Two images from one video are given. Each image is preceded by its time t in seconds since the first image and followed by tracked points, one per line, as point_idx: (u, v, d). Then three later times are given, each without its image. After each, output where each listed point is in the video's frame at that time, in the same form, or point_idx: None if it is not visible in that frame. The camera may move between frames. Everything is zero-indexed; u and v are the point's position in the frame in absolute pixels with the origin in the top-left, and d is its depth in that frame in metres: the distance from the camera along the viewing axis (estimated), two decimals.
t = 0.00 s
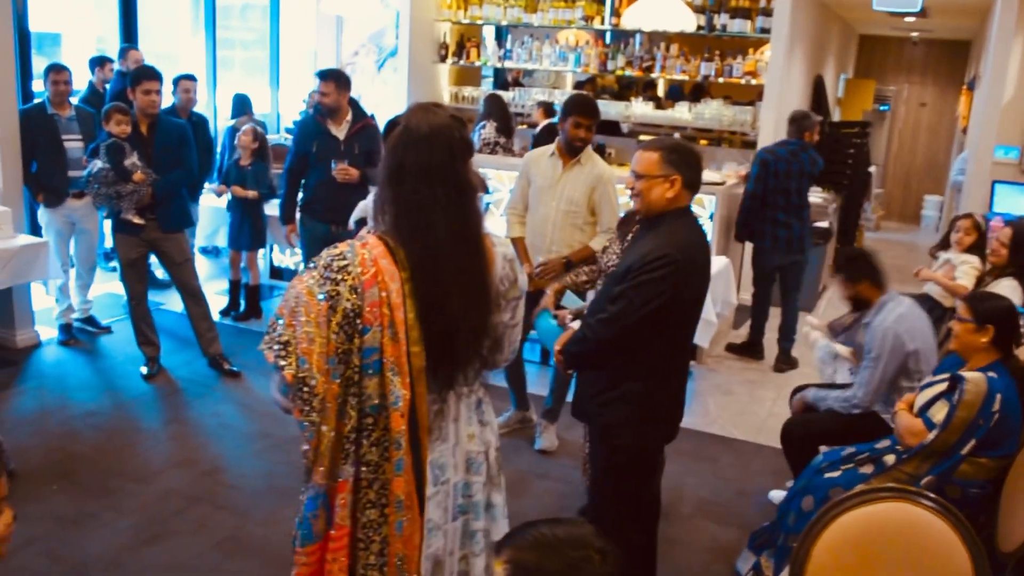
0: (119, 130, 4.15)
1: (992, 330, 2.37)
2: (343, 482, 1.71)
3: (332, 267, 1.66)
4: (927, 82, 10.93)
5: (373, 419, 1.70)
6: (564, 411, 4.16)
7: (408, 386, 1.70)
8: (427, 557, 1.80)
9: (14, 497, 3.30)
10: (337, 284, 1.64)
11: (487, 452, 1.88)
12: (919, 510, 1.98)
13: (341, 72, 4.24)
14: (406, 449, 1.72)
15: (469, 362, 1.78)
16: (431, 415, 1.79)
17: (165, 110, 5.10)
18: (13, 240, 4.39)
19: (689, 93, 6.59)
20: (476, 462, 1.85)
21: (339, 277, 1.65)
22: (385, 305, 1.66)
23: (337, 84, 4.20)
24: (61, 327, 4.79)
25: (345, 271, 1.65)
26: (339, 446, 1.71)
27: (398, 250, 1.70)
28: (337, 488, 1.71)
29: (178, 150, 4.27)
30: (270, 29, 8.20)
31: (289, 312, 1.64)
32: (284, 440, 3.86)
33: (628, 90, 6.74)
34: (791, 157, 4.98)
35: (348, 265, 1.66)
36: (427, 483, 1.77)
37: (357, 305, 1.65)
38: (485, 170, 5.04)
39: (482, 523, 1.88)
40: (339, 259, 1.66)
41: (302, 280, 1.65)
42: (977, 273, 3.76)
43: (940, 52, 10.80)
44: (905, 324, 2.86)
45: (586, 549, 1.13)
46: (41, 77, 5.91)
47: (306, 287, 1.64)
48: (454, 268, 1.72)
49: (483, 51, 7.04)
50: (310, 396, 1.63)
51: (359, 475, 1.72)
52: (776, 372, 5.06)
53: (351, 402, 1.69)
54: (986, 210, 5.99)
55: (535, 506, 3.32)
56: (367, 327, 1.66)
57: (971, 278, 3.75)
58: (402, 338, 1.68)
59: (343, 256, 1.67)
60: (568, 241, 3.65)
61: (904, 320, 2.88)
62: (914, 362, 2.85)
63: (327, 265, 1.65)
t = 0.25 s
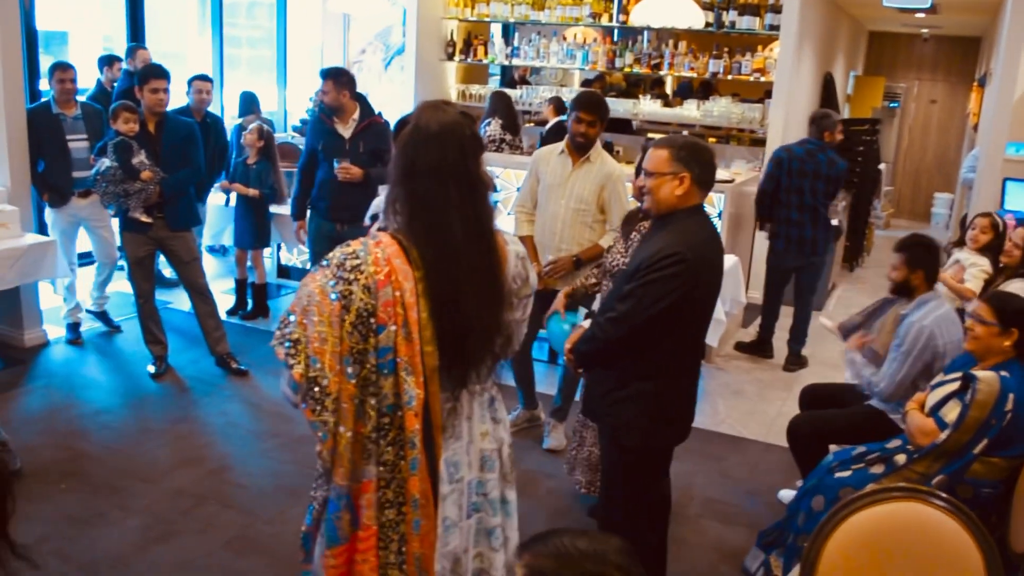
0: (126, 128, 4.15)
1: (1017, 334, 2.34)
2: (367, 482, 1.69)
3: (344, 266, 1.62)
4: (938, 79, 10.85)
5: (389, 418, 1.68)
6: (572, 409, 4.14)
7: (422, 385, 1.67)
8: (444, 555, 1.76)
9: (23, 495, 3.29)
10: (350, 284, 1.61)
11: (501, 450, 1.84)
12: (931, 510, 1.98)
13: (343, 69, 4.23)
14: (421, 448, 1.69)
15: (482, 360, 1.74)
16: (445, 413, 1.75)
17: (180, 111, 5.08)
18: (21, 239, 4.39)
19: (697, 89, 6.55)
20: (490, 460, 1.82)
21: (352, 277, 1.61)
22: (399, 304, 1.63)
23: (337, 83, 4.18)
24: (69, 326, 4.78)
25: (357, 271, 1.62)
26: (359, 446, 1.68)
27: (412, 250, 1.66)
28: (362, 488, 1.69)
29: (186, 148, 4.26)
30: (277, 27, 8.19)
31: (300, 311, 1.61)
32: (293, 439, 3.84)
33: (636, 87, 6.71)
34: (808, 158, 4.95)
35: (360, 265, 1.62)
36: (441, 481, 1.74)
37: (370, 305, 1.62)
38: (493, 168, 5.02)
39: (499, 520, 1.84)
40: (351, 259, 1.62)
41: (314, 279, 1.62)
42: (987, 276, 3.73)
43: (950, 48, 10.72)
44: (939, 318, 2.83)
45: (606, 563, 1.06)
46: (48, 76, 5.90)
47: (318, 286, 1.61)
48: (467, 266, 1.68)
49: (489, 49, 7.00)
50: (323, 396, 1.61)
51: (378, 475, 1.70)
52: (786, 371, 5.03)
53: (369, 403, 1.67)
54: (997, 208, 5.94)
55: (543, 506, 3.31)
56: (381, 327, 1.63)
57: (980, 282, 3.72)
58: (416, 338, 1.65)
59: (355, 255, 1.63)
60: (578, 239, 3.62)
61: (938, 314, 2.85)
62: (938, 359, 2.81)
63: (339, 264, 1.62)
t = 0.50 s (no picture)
0: (133, 128, 4.13)
1: None
2: (388, 486, 1.67)
3: (350, 271, 1.60)
4: (945, 77, 10.81)
5: (401, 420, 1.67)
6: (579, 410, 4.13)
7: (432, 387, 1.66)
8: (457, 556, 1.75)
9: (30, 496, 3.30)
10: (357, 288, 1.59)
11: (509, 451, 1.83)
12: (939, 510, 2.00)
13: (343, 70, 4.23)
14: (433, 449, 1.68)
15: (490, 360, 1.73)
16: (453, 415, 1.72)
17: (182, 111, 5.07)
18: (27, 240, 4.39)
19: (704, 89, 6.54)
20: (499, 461, 1.80)
21: (359, 281, 1.60)
22: (407, 307, 1.62)
23: (334, 84, 4.18)
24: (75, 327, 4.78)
25: (364, 275, 1.60)
26: (374, 450, 1.67)
27: (421, 252, 1.65)
28: (382, 493, 1.68)
29: (192, 149, 4.26)
30: (283, 28, 8.20)
31: (308, 315, 1.60)
32: (299, 440, 3.83)
33: (641, 87, 6.69)
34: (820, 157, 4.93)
35: (367, 268, 1.60)
36: (452, 482, 1.73)
37: (378, 308, 1.60)
38: (499, 169, 5.01)
39: (508, 521, 1.82)
40: (357, 263, 1.60)
41: (322, 283, 1.61)
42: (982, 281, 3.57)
43: (958, 46, 10.68)
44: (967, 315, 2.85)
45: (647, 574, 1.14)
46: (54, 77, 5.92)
47: (325, 291, 1.60)
48: (475, 266, 1.67)
49: (495, 49, 7.01)
50: (332, 400, 1.60)
51: (395, 478, 1.68)
52: (793, 371, 5.02)
53: (382, 406, 1.65)
54: (1005, 207, 5.91)
55: (550, 506, 3.30)
56: (390, 330, 1.61)
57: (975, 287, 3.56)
58: (425, 340, 1.64)
59: (362, 258, 1.61)
60: (584, 239, 3.61)
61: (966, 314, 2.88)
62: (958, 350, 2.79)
63: (346, 268, 1.60)
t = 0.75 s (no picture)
0: (140, 131, 4.15)
1: None
2: (404, 492, 1.66)
3: (358, 277, 1.60)
4: (953, 79, 10.77)
5: (411, 425, 1.65)
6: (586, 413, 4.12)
7: (442, 392, 1.65)
8: (468, 558, 1.74)
9: (38, 498, 3.30)
10: (365, 294, 1.59)
11: (516, 456, 1.82)
12: (947, 513, 2.00)
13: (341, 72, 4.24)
14: (443, 454, 1.67)
15: (500, 364, 1.72)
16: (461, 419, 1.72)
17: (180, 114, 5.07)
18: (34, 243, 4.40)
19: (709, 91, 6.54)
20: (506, 466, 1.79)
21: (367, 287, 1.59)
22: (416, 311, 1.61)
23: (335, 86, 4.21)
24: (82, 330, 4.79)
25: (371, 281, 1.59)
26: (386, 457, 1.65)
27: (429, 257, 1.64)
28: (394, 499, 1.66)
29: (199, 152, 4.26)
30: (289, 31, 8.21)
31: (317, 323, 1.59)
32: (306, 443, 3.84)
33: (648, 89, 6.64)
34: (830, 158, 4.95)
35: (374, 274, 1.60)
36: (462, 486, 1.72)
37: (387, 314, 1.60)
38: (506, 171, 5.01)
39: (514, 526, 1.82)
40: (365, 269, 1.60)
41: (330, 290, 1.60)
42: (987, 289, 3.54)
43: (965, 48, 10.64)
44: (969, 316, 2.87)
45: None
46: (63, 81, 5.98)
47: (334, 298, 1.59)
48: (482, 269, 1.67)
49: (501, 52, 7.03)
50: (344, 408, 1.58)
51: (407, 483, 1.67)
52: (801, 374, 5.00)
53: (394, 412, 1.64)
54: (1014, 210, 5.88)
55: (557, 509, 3.29)
56: (399, 335, 1.61)
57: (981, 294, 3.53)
58: (434, 344, 1.63)
59: (369, 264, 1.60)
60: (589, 241, 3.61)
61: (971, 317, 2.90)
62: (959, 352, 2.81)
63: (354, 275, 1.59)
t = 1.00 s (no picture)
0: (152, 135, 4.16)
1: None
2: (412, 499, 1.65)
3: (370, 284, 1.59)
4: (962, 83, 10.74)
5: (422, 431, 1.65)
6: (595, 418, 4.12)
7: (453, 398, 1.64)
8: (478, 564, 1.74)
9: (48, 502, 3.32)
10: (376, 301, 1.58)
11: (525, 462, 1.82)
12: (957, 520, 1.99)
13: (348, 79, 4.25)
14: (455, 461, 1.66)
15: (510, 370, 1.72)
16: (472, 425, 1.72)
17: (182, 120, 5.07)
18: (45, 248, 4.42)
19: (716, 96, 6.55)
20: (516, 472, 1.80)
21: (378, 294, 1.58)
22: (427, 318, 1.60)
23: (347, 93, 4.20)
24: (93, 334, 4.81)
25: (383, 288, 1.58)
26: (396, 464, 1.64)
27: (439, 264, 1.64)
28: (404, 506, 1.65)
29: (210, 158, 4.28)
30: (298, 36, 8.24)
31: (328, 331, 1.58)
32: (315, 448, 3.84)
33: (656, 94, 6.66)
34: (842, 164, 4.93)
35: (386, 281, 1.59)
36: (473, 492, 1.71)
37: (398, 321, 1.59)
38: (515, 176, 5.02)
39: (523, 532, 1.82)
40: (376, 275, 1.59)
41: (341, 298, 1.59)
42: (998, 296, 3.53)
43: (974, 52, 10.61)
44: (958, 318, 2.88)
45: None
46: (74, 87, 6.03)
47: (345, 306, 1.58)
48: (492, 276, 1.67)
49: (510, 57, 7.05)
50: (355, 415, 1.57)
51: (417, 489, 1.66)
52: (810, 379, 4.99)
53: (404, 418, 1.63)
54: None
55: (565, 514, 3.29)
56: (411, 342, 1.60)
57: (992, 301, 3.52)
58: (446, 351, 1.62)
59: (380, 271, 1.59)
60: (598, 246, 3.61)
61: (960, 317, 2.91)
62: (951, 353, 2.82)
63: (365, 282, 1.58)
